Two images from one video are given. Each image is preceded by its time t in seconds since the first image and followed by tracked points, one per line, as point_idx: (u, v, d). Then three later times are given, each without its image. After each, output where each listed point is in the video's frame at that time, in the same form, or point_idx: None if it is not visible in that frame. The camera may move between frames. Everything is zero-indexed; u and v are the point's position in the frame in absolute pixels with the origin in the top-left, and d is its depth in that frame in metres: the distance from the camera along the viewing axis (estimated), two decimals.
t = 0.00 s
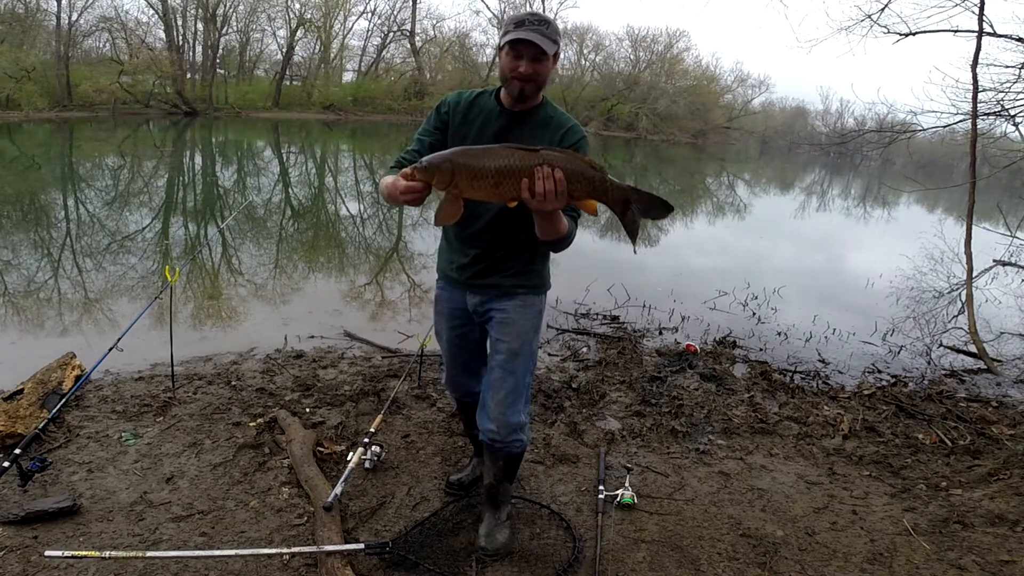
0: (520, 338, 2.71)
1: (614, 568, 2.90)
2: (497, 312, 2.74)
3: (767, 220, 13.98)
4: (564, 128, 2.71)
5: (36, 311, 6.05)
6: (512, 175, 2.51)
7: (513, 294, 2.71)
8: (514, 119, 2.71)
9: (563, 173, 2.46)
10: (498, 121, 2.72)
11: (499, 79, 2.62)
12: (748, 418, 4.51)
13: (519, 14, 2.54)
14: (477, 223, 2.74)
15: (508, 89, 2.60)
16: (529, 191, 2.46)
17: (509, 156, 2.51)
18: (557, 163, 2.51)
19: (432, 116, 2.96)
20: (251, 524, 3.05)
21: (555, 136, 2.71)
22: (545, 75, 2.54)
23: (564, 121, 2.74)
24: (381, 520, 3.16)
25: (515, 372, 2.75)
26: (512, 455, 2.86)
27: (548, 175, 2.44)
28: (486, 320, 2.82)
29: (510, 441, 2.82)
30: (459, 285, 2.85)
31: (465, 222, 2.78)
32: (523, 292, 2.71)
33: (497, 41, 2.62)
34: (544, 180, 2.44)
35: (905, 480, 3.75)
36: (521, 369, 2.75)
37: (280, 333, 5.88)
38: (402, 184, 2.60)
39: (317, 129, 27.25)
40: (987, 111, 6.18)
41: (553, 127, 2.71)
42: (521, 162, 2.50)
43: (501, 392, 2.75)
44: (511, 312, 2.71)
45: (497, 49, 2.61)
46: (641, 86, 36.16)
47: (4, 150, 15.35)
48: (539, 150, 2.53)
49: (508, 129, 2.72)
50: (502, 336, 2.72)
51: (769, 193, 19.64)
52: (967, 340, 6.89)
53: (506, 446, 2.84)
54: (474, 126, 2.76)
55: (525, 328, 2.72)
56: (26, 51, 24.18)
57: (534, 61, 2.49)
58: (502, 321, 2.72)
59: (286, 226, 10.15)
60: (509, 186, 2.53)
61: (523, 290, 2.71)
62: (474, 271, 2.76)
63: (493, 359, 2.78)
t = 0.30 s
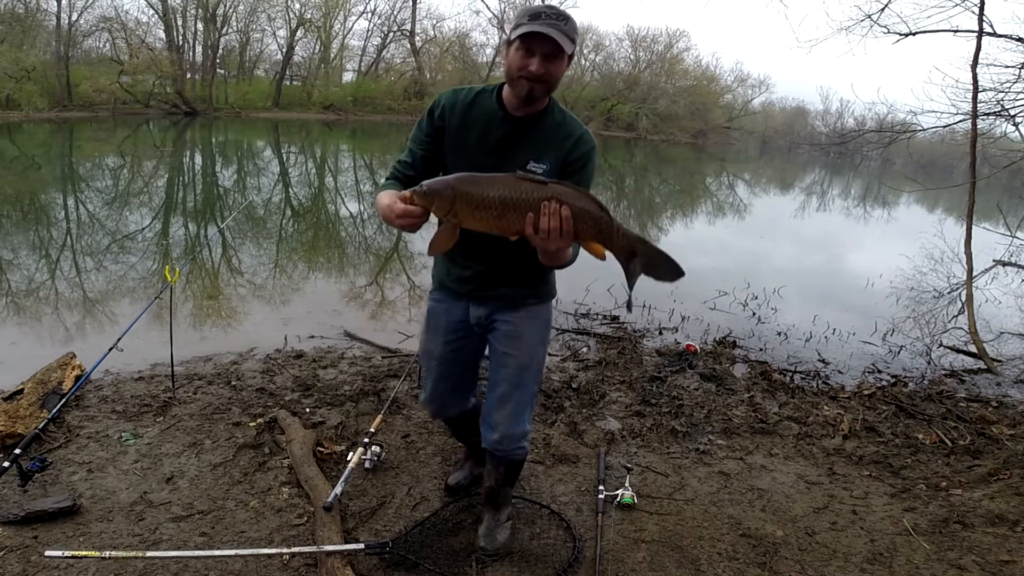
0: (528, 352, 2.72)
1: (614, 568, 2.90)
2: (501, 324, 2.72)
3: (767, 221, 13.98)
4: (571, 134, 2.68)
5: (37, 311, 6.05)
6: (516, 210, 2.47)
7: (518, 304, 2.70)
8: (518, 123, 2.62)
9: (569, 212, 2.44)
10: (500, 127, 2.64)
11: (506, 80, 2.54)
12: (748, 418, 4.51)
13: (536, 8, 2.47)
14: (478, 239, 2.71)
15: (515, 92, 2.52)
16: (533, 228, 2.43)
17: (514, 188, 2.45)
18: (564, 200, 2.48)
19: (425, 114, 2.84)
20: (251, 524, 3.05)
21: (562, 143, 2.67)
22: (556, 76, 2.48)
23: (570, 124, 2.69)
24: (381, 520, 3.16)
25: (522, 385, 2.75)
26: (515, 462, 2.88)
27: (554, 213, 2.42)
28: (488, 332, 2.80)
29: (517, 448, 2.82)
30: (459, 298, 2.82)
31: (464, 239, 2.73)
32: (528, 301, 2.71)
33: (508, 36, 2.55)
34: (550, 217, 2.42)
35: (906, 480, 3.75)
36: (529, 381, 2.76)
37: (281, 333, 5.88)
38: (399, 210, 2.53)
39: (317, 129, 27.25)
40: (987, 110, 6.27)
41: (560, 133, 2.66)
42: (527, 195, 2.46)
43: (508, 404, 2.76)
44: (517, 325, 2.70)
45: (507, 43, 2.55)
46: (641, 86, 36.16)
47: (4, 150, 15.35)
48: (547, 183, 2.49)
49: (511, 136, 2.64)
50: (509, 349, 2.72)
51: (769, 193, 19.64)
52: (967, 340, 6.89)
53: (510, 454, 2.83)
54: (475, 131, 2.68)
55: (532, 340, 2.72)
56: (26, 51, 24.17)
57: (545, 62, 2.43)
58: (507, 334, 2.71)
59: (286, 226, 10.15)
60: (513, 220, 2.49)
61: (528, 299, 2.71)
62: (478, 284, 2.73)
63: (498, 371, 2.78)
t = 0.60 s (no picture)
0: (527, 354, 2.70)
1: (614, 568, 2.90)
2: (498, 328, 2.66)
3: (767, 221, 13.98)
4: (562, 133, 2.62)
5: (37, 311, 6.05)
6: (510, 232, 2.44)
7: (518, 306, 2.66)
8: (505, 122, 2.52)
9: (566, 235, 2.45)
10: (486, 127, 2.52)
11: (496, 85, 2.43)
12: (748, 418, 4.51)
13: (535, 8, 2.28)
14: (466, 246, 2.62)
15: (505, 99, 2.42)
16: (528, 251, 2.42)
17: (508, 209, 2.43)
18: (560, 223, 2.48)
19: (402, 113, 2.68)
20: (251, 524, 3.05)
21: (553, 143, 2.62)
22: (549, 88, 2.38)
23: (561, 122, 2.63)
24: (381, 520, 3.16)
25: (524, 388, 2.74)
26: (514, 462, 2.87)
27: (550, 236, 2.41)
28: (480, 335, 2.69)
29: (519, 450, 2.83)
30: (449, 299, 2.67)
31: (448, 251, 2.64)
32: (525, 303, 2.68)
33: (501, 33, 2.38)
34: (546, 241, 2.41)
35: (906, 480, 3.75)
36: (529, 382, 2.75)
37: (281, 333, 5.88)
38: (387, 233, 2.50)
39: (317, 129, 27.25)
40: (988, 109, 6.40)
41: (551, 132, 2.59)
42: (521, 215, 2.44)
43: (512, 409, 2.75)
44: (515, 328, 2.66)
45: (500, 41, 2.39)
46: (641, 86, 36.15)
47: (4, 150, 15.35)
48: (542, 205, 2.47)
49: (499, 137, 2.54)
50: (510, 355, 2.67)
51: (769, 193, 19.64)
52: (967, 340, 6.89)
53: (511, 456, 2.83)
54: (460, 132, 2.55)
55: (530, 342, 2.70)
56: (26, 51, 24.18)
57: (539, 77, 2.32)
58: (506, 339, 2.66)
59: (286, 226, 10.15)
60: (506, 242, 2.46)
61: (527, 302, 2.69)
62: (470, 287, 2.64)
63: (497, 376, 2.72)
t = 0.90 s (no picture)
0: (495, 353, 2.67)
1: (614, 567, 2.91)
2: (464, 330, 2.62)
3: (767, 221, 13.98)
4: (523, 138, 2.58)
5: (37, 311, 6.06)
6: (496, 246, 2.47)
7: (479, 305, 2.64)
8: (471, 125, 2.41)
9: (554, 244, 2.53)
10: (451, 131, 2.41)
11: (469, 91, 2.33)
12: (748, 418, 4.51)
13: (527, 25, 2.21)
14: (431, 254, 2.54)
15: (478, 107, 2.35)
16: (518, 262, 2.50)
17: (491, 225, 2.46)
18: (547, 232, 2.55)
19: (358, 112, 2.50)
20: (250, 524, 3.05)
21: (515, 147, 2.57)
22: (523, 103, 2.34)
23: (520, 127, 2.58)
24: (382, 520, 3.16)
25: (496, 387, 2.70)
26: (501, 465, 2.82)
27: (537, 247, 2.50)
28: (444, 339, 2.64)
29: (504, 450, 2.78)
30: (409, 305, 2.57)
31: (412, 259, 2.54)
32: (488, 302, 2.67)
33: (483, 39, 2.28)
34: (534, 250, 2.50)
35: (906, 480, 3.75)
36: (500, 380, 2.73)
37: (281, 333, 5.88)
38: (367, 251, 2.38)
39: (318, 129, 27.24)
40: (987, 110, 6.26)
41: (512, 136, 2.54)
42: (505, 228, 2.49)
43: (486, 410, 2.69)
44: (479, 327, 2.63)
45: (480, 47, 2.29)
46: (641, 87, 36.17)
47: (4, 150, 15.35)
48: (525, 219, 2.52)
49: (465, 141, 2.43)
50: (477, 355, 2.64)
51: (769, 193, 19.62)
52: (967, 340, 6.89)
53: (495, 458, 2.78)
54: (424, 136, 2.41)
55: (495, 339, 2.68)
56: (26, 51, 24.16)
57: (520, 94, 2.28)
58: (472, 339, 2.63)
59: (286, 226, 10.15)
60: (492, 258, 2.49)
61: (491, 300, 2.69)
62: (432, 291, 2.57)
63: (467, 379, 2.67)
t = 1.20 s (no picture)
0: (468, 353, 2.67)
1: (614, 568, 2.91)
2: (434, 332, 2.62)
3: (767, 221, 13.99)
4: (499, 150, 2.61)
5: (37, 311, 6.05)
6: (472, 255, 2.49)
7: (448, 306, 2.63)
8: (454, 131, 2.42)
9: (530, 265, 2.56)
10: (433, 132, 2.41)
11: (463, 94, 2.33)
12: (748, 418, 4.51)
13: (535, 43, 2.28)
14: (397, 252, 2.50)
15: (471, 112, 2.36)
16: (492, 272, 2.51)
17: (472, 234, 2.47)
18: (525, 251, 2.59)
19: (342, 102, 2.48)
20: (251, 524, 3.05)
21: (491, 157, 2.59)
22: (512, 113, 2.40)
23: (497, 140, 2.61)
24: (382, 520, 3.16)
25: (472, 386, 2.70)
26: (491, 462, 2.82)
27: (514, 264, 2.52)
28: (416, 342, 2.63)
29: (492, 446, 2.78)
30: (374, 305, 2.57)
31: (378, 256, 2.51)
32: (458, 302, 2.68)
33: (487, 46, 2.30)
34: (511, 266, 2.52)
35: (905, 480, 3.75)
36: (476, 379, 2.72)
37: (281, 333, 5.88)
38: (344, 237, 2.28)
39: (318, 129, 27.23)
40: (987, 110, 6.28)
41: (490, 146, 2.56)
42: (485, 239, 2.51)
43: (464, 409, 2.68)
44: (450, 327, 2.63)
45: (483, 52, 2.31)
46: (641, 86, 36.17)
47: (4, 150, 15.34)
48: (508, 235, 2.56)
49: (446, 143, 2.43)
50: (450, 355, 2.63)
51: (769, 193, 19.61)
52: (967, 340, 6.89)
53: (485, 454, 2.78)
54: (408, 133, 2.40)
55: (467, 339, 2.68)
56: (26, 51, 24.14)
57: (514, 105, 2.34)
58: (444, 340, 2.63)
59: (286, 226, 10.14)
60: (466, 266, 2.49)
61: (460, 300, 2.69)
62: (399, 291, 2.55)
63: (441, 380, 2.67)
